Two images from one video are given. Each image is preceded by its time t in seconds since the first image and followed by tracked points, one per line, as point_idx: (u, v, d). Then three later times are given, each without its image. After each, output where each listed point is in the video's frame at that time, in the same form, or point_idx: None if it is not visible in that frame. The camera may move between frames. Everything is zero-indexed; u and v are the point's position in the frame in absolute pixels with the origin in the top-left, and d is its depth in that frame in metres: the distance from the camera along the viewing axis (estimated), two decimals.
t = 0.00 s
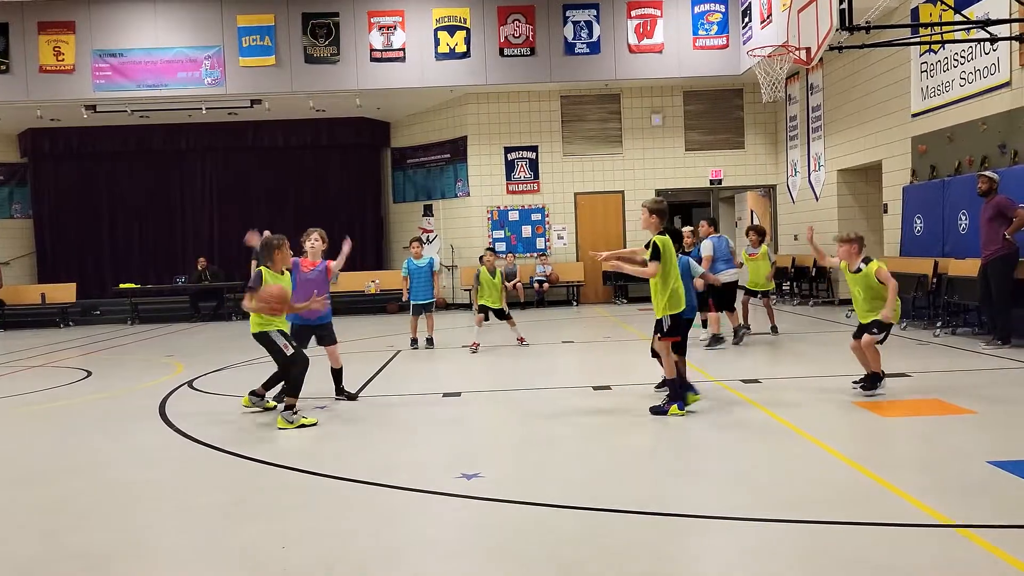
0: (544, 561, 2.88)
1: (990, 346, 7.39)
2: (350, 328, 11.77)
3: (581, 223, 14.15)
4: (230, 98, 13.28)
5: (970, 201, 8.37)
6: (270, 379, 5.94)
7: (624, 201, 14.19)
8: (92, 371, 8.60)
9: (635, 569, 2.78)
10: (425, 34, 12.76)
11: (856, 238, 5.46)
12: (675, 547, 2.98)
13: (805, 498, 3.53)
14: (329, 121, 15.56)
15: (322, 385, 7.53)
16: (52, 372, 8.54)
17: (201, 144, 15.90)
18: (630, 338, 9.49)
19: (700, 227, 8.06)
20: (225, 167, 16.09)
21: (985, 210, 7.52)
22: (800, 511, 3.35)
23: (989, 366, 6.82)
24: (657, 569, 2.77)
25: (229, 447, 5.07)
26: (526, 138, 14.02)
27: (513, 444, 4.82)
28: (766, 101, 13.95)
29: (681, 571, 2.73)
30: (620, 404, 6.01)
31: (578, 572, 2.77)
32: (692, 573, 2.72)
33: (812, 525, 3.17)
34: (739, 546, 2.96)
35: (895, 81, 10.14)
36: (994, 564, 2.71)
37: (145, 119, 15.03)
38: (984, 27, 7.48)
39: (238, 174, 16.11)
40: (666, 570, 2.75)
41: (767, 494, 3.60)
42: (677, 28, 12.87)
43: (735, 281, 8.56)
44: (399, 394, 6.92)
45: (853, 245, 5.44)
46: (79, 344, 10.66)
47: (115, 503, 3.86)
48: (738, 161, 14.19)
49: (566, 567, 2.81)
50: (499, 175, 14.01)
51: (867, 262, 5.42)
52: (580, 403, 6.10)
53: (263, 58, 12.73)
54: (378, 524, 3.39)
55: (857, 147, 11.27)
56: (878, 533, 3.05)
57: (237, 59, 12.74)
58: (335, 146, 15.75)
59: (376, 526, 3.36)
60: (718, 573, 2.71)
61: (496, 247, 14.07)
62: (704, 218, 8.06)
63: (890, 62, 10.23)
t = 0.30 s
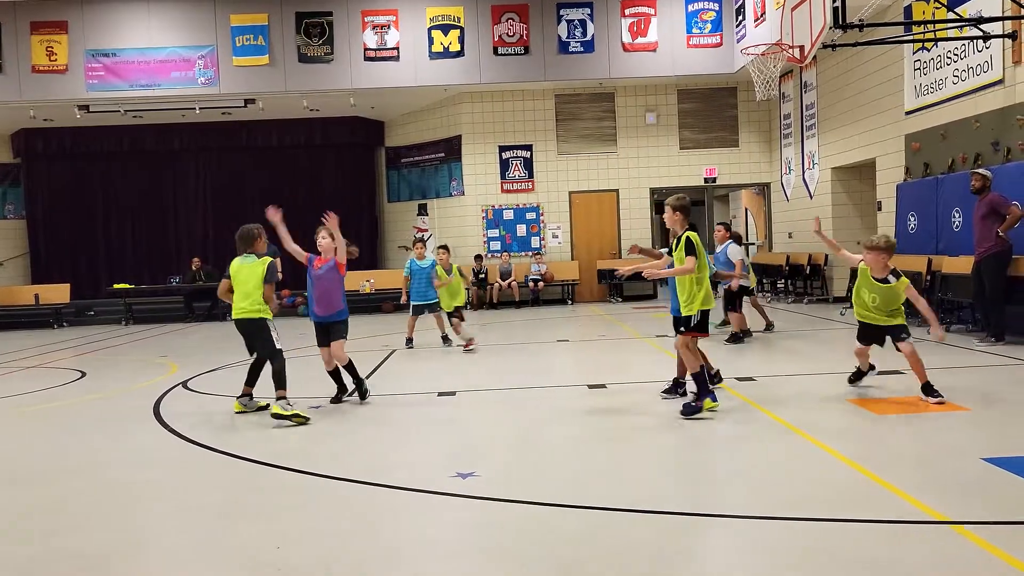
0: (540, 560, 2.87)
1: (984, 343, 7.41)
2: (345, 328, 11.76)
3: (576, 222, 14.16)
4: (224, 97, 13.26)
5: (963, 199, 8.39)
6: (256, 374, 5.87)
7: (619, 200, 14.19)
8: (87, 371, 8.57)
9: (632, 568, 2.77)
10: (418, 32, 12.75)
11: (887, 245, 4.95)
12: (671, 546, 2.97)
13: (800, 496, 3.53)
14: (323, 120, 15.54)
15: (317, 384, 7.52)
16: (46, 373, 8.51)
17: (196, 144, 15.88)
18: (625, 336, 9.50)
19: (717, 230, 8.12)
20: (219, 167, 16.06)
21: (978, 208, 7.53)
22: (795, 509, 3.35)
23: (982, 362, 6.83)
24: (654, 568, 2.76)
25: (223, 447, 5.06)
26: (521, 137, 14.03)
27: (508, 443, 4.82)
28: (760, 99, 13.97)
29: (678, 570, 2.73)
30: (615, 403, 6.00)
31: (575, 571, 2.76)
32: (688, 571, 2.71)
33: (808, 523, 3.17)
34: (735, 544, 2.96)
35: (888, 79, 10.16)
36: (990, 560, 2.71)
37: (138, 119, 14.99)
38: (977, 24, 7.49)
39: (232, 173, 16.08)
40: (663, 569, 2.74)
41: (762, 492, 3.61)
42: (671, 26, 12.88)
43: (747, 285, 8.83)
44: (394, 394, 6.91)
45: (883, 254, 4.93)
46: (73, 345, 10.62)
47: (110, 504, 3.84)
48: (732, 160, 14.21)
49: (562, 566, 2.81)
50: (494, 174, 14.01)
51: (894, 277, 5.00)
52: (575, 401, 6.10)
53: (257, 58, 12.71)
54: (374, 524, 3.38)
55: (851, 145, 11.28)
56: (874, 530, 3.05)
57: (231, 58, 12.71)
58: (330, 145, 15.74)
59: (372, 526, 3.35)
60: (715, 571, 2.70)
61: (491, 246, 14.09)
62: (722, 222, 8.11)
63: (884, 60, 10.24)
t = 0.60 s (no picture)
0: (538, 560, 2.86)
1: (981, 340, 7.42)
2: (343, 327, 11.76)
3: (574, 221, 14.16)
4: (221, 98, 13.24)
5: (960, 197, 8.39)
6: (250, 372, 5.86)
7: (617, 198, 14.20)
8: (84, 372, 8.55)
9: (630, 567, 2.77)
10: (415, 32, 12.74)
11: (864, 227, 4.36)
12: (670, 546, 2.97)
13: (799, 494, 3.52)
14: (320, 120, 15.54)
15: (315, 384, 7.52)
16: (43, 373, 8.49)
17: (193, 144, 15.86)
18: (623, 335, 9.50)
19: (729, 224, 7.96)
20: (217, 167, 16.05)
21: (976, 205, 7.53)
22: (793, 507, 3.35)
23: (979, 360, 6.84)
24: (653, 568, 2.76)
25: (221, 447, 5.06)
26: (518, 135, 14.03)
27: (506, 442, 4.82)
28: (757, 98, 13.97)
29: (677, 569, 2.72)
30: (614, 402, 6.00)
31: (574, 570, 2.76)
32: (687, 570, 2.71)
33: (807, 521, 3.16)
34: (734, 544, 2.95)
35: (886, 77, 10.17)
36: (989, 558, 2.70)
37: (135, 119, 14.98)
38: (974, 22, 7.49)
39: (230, 173, 16.07)
40: (662, 569, 2.74)
41: (761, 490, 3.61)
42: (668, 24, 12.88)
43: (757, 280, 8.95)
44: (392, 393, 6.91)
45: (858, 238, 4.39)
46: (71, 345, 10.61)
47: (106, 505, 3.83)
48: (730, 158, 14.21)
49: (561, 566, 2.80)
50: (491, 174, 14.01)
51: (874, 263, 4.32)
52: (573, 400, 6.10)
53: (254, 57, 12.70)
54: (372, 524, 3.37)
55: (848, 142, 11.29)
56: (873, 528, 3.04)
57: (228, 58, 12.71)
58: (327, 145, 15.73)
59: (370, 527, 3.34)
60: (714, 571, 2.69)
61: (489, 245, 14.10)
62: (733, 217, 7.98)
63: (881, 57, 10.24)
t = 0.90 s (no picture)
0: (538, 561, 2.86)
1: (981, 338, 7.43)
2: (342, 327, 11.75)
3: (573, 220, 14.17)
4: (220, 98, 13.24)
5: (960, 195, 8.40)
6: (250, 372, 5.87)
7: (616, 197, 14.20)
8: (83, 373, 8.56)
9: (631, 567, 2.76)
10: (414, 32, 12.74)
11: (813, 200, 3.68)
12: (670, 545, 2.96)
13: (797, 493, 3.52)
14: (319, 120, 15.54)
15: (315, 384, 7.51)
16: (42, 374, 8.49)
17: (191, 144, 15.86)
18: (623, 334, 9.51)
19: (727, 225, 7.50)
20: (216, 167, 16.05)
21: (975, 203, 7.53)
22: (794, 506, 3.35)
23: (979, 358, 6.84)
24: (653, 567, 2.75)
25: (222, 447, 5.06)
26: (517, 135, 14.03)
27: (505, 442, 4.82)
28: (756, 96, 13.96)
29: (677, 569, 2.72)
30: (613, 401, 6.00)
31: (574, 570, 2.76)
32: (688, 570, 2.71)
33: (807, 520, 3.16)
34: (735, 543, 2.95)
35: (885, 75, 10.16)
36: (989, 556, 2.70)
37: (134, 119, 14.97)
38: (973, 20, 7.48)
39: (229, 173, 16.07)
40: (663, 568, 2.73)
41: (760, 489, 3.61)
42: (667, 23, 12.88)
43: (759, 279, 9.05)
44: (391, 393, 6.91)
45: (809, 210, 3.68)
46: (70, 346, 10.61)
47: (105, 506, 3.83)
48: (729, 157, 14.21)
49: (562, 566, 2.80)
50: (490, 173, 14.02)
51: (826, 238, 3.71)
52: (572, 400, 6.10)
53: (253, 57, 12.70)
54: (371, 524, 3.37)
55: (847, 141, 11.29)
56: (873, 527, 3.04)
57: (227, 58, 12.70)
58: (326, 145, 15.73)
59: (370, 526, 3.34)
60: (715, 570, 2.69)
61: (488, 244, 14.10)
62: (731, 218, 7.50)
63: (880, 56, 10.24)
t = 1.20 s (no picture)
0: (539, 559, 2.86)
1: (981, 336, 7.42)
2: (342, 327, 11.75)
3: (573, 219, 14.17)
4: (219, 98, 13.24)
5: (959, 193, 8.40)
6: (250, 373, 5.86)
7: (616, 196, 14.19)
8: (83, 373, 8.55)
9: (631, 567, 2.76)
10: (414, 31, 12.74)
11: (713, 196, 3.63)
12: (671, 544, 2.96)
13: (797, 491, 3.52)
14: (319, 119, 15.53)
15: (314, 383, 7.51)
16: (41, 375, 8.48)
17: (191, 144, 15.85)
18: (623, 332, 9.52)
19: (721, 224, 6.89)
20: (216, 168, 16.07)
21: (974, 201, 7.53)
22: (794, 504, 3.35)
23: (979, 356, 6.83)
24: (654, 567, 2.75)
25: (222, 446, 5.05)
26: (517, 134, 14.04)
27: (504, 441, 4.81)
28: (756, 95, 13.95)
29: (677, 568, 2.72)
30: (613, 399, 5.99)
31: (574, 570, 2.75)
32: (688, 569, 2.70)
33: (807, 519, 3.16)
34: (736, 541, 2.94)
35: (884, 74, 10.16)
36: (990, 554, 2.70)
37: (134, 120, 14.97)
38: (972, 17, 7.46)
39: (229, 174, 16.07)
40: (663, 568, 2.73)
41: (760, 488, 3.61)
42: (667, 22, 12.87)
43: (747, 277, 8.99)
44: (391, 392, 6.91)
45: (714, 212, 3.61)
46: (70, 347, 10.60)
47: (105, 506, 3.82)
48: (729, 155, 14.21)
49: (562, 565, 2.80)
50: (490, 172, 14.02)
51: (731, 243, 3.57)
52: (572, 399, 6.09)
53: (252, 57, 12.70)
54: (371, 523, 3.37)
55: (847, 139, 11.28)
56: (874, 525, 3.04)
57: (226, 58, 12.70)
58: (326, 144, 15.72)
59: (371, 527, 3.34)
60: (715, 569, 2.69)
61: (488, 244, 14.09)
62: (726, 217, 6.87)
63: (879, 54, 10.24)
